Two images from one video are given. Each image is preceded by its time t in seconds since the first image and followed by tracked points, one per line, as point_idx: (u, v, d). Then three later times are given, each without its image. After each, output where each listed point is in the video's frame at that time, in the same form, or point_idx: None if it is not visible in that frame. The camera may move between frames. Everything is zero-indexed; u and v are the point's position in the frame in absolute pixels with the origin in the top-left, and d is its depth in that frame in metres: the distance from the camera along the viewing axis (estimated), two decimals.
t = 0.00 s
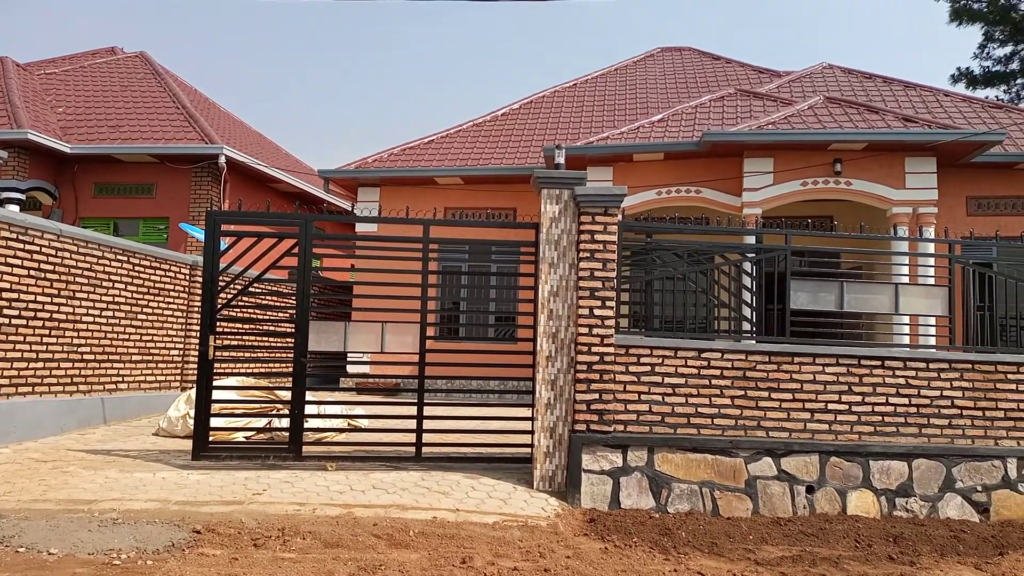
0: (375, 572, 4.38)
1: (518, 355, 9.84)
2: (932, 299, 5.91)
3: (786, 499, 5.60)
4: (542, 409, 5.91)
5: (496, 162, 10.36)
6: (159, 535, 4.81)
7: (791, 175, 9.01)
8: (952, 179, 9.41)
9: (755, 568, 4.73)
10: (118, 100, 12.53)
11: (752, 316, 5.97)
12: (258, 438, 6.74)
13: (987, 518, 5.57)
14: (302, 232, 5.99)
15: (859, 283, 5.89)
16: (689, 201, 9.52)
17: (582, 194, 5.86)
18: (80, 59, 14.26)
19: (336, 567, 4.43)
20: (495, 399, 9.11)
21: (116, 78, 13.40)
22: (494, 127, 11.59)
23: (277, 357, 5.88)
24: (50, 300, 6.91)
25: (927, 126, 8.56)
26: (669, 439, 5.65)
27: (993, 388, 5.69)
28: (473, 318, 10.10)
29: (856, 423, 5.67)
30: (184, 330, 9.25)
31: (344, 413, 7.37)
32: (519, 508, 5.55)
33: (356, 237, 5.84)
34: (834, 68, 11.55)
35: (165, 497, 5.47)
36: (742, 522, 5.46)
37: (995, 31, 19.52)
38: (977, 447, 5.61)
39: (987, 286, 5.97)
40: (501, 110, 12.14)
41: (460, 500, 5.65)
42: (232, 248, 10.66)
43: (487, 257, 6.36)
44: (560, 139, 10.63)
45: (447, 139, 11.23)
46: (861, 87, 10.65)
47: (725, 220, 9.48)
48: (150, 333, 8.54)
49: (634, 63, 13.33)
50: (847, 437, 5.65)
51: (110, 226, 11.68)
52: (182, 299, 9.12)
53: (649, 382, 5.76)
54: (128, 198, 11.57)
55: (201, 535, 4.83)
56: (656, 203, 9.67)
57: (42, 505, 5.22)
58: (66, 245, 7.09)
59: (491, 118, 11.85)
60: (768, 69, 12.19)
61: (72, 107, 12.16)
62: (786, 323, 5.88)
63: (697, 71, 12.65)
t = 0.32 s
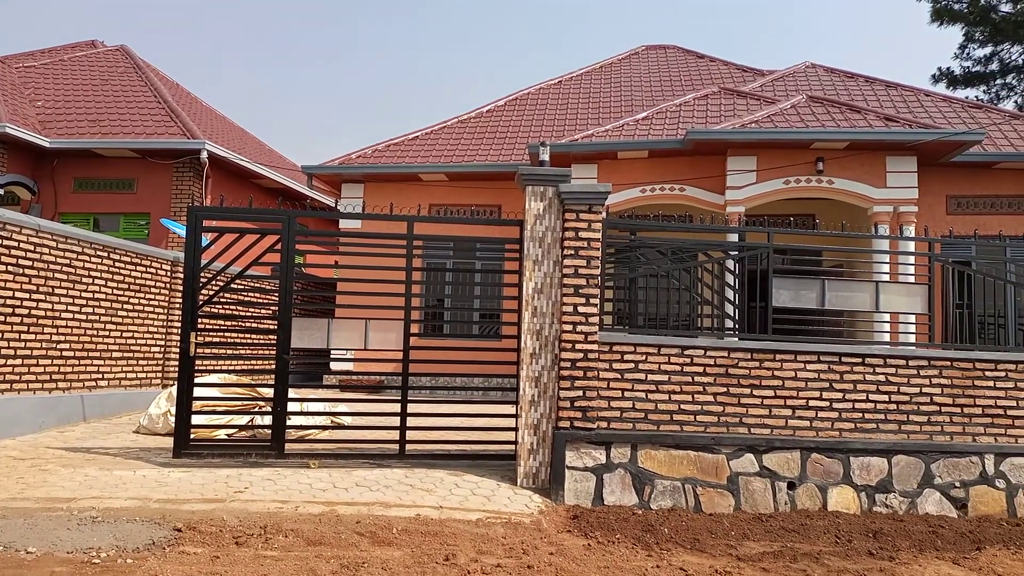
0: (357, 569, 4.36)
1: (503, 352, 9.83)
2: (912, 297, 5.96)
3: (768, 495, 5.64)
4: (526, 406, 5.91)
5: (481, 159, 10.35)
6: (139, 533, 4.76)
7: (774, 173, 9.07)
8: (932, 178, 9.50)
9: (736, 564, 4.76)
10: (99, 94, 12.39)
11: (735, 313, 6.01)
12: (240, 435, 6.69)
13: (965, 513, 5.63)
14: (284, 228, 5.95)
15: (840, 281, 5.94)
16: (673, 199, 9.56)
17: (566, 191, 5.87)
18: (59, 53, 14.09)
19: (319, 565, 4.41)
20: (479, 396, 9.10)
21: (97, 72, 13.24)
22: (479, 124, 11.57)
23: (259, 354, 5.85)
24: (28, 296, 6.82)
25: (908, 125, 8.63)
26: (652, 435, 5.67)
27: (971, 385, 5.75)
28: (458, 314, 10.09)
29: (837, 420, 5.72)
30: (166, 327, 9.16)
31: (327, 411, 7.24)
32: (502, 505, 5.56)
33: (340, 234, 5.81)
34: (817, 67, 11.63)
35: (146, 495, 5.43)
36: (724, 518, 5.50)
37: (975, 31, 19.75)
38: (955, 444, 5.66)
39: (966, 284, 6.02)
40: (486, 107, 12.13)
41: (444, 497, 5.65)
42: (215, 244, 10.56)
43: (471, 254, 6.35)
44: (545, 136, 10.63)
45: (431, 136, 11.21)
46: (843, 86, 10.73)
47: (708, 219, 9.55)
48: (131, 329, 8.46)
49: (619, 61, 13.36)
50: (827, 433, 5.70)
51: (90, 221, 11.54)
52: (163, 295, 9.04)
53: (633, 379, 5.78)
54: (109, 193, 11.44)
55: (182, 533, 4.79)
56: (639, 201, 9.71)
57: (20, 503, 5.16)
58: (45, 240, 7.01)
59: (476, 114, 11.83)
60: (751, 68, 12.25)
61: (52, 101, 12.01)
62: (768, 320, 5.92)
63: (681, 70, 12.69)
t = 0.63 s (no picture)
0: (347, 567, 4.35)
1: (493, 350, 9.82)
2: (900, 295, 6.01)
3: (756, 492, 5.66)
4: (516, 403, 5.92)
5: (471, 156, 10.34)
6: (127, 531, 4.73)
7: (762, 172, 9.11)
8: (918, 178, 9.56)
9: (725, 560, 4.78)
10: (86, 90, 12.30)
11: (723, 311, 6.03)
12: (228, 433, 6.66)
13: (952, 510, 5.67)
14: (273, 225, 5.93)
15: (829, 279, 5.97)
16: (663, 197, 9.59)
17: (557, 189, 5.87)
18: (46, 48, 13.97)
19: (308, 563, 4.40)
20: (468, 394, 9.09)
21: (84, 67, 13.14)
22: (468, 121, 11.56)
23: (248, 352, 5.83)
24: (14, 293, 6.77)
25: (895, 125, 8.68)
26: (641, 433, 5.69)
27: (957, 382, 5.79)
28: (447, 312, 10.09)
29: (825, 417, 5.75)
30: (154, 324, 9.12)
31: (316, 408, 7.14)
32: (492, 502, 5.55)
33: (330, 231, 5.78)
34: (805, 67, 11.68)
35: (133, 493, 5.39)
36: (712, 515, 5.52)
37: (963, 31, 19.90)
38: (941, 441, 5.70)
39: (953, 283, 6.05)
40: (475, 104, 12.11)
41: (433, 495, 5.64)
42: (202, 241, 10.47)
43: (461, 251, 6.35)
44: (535, 134, 10.63)
45: (421, 133, 11.19)
46: (831, 86, 10.78)
47: (698, 217, 9.58)
48: (118, 326, 8.42)
49: (609, 59, 13.37)
50: (816, 430, 5.73)
51: (77, 218, 11.48)
52: (150, 292, 8.99)
53: (622, 377, 5.79)
54: (96, 190, 11.37)
55: (170, 531, 4.77)
56: (629, 199, 9.73)
57: (6, 502, 5.12)
58: (31, 237, 6.95)
59: (465, 112, 11.81)
60: (741, 67, 12.28)
61: (38, 97, 11.91)
62: (756, 318, 5.95)
63: (670, 68, 12.71)
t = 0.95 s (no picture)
0: (334, 567, 4.34)
1: (481, 349, 9.81)
2: (885, 294, 6.05)
3: (742, 490, 5.69)
4: (504, 402, 5.92)
5: (459, 155, 10.32)
6: (111, 532, 4.70)
7: (749, 172, 9.14)
8: (903, 178, 9.63)
9: (711, 558, 4.79)
10: (70, 87, 12.19)
11: (711, 310, 6.04)
12: (215, 433, 6.62)
13: (936, 507, 5.71)
14: (260, 223, 5.91)
15: (815, 278, 6.00)
16: (650, 196, 9.61)
17: (545, 188, 5.87)
18: (30, 45, 13.84)
19: (294, 562, 4.38)
20: (457, 393, 9.07)
21: (68, 64, 13.03)
22: (457, 120, 11.54)
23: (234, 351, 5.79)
24: None
25: (881, 125, 8.74)
26: (629, 431, 5.70)
27: (942, 380, 5.84)
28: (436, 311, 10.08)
29: (811, 415, 5.78)
30: (139, 324, 9.05)
31: (303, 408, 7.11)
32: (480, 501, 5.55)
33: (316, 230, 5.74)
34: (792, 67, 11.74)
35: (118, 493, 5.35)
36: (699, 513, 5.54)
37: (948, 32, 20.07)
38: (926, 439, 5.74)
39: (938, 282, 6.08)
40: (464, 103, 12.10)
41: (421, 494, 5.63)
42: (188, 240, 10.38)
43: (449, 250, 6.33)
44: (524, 133, 10.62)
45: (409, 132, 11.16)
46: (818, 86, 10.84)
47: (685, 216, 9.61)
48: (103, 325, 8.35)
49: (598, 59, 13.39)
50: (802, 429, 5.76)
51: (61, 216, 11.39)
52: (136, 291, 8.92)
53: (610, 375, 5.80)
54: (81, 188, 11.27)
55: (155, 532, 4.73)
56: (617, 199, 9.75)
57: None
58: (14, 235, 6.88)
59: (454, 111, 11.80)
60: (728, 67, 12.33)
61: (21, 94, 11.79)
62: (743, 317, 5.97)
63: (659, 68, 12.74)
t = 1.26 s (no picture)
0: (323, 567, 4.32)
1: (471, 348, 9.81)
2: (873, 294, 6.08)
3: (731, 489, 5.71)
4: (494, 402, 5.91)
5: (450, 154, 10.31)
6: (98, 533, 4.67)
7: (739, 171, 9.17)
8: (891, 178, 9.68)
9: (700, 557, 4.81)
10: (57, 85, 12.10)
11: (700, 310, 6.06)
12: (203, 433, 6.58)
13: (923, 505, 5.74)
14: (248, 223, 5.89)
15: (803, 278, 6.03)
16: (640, 196, 9.63)
17: (535, 187, 5.87)
18: (16, 43, 13.73)
19: (283, 563, 4.37)
20: (446, 393, 9.06)
21: (55, 62, 12.93)
22: (447, 119, 11.53)
23: (222, 350, 5.77)
24: None
25: (870, 125, 8.78)
26: (619, 431, 5.71)
27: (929, 379, 5.87)
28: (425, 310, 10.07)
29: (799, 414, 5.80)
30: (127, 323, 9.00)
31: (292, 408, 7.10)
32: (470, 501, 5.54)
33: (306, 230, 5.71)
34: (781, 67, 11.78)
35: (105, 494, 5.31)
36: (688, 512, 5.55)
37: (935, 33, 20.23)
38: (913, 437, 5.77)
39: (925, 281, 6.12)
40: (454, 102, 12.08)
41: (411, 494, 5.62)
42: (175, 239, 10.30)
43: (439, 250, 6.32)
44: (514, 132, 10.62)
45: (399, 131, 11.14)
46: (807, 87, 10.89)
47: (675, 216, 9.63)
48: (90, 325, 8.29)
49: (588, 58, 13.40)
50: (790, 427, 5.79)
51: (48, 215, 11.30)
52: (123, 291, 8.87)
53: (600, 375, 5.80)
54: (68, 187, 11.19)
55: (143, 533, 4.71)
56: (607, 198, 9.76)
57: None
58: None
59: (444, 110, 11.78)
60: (718, 67, 12.36)
61: (8, 92, 11.70)
62: (732, 316, 5.99)
63: (649, 68, 12.76)
